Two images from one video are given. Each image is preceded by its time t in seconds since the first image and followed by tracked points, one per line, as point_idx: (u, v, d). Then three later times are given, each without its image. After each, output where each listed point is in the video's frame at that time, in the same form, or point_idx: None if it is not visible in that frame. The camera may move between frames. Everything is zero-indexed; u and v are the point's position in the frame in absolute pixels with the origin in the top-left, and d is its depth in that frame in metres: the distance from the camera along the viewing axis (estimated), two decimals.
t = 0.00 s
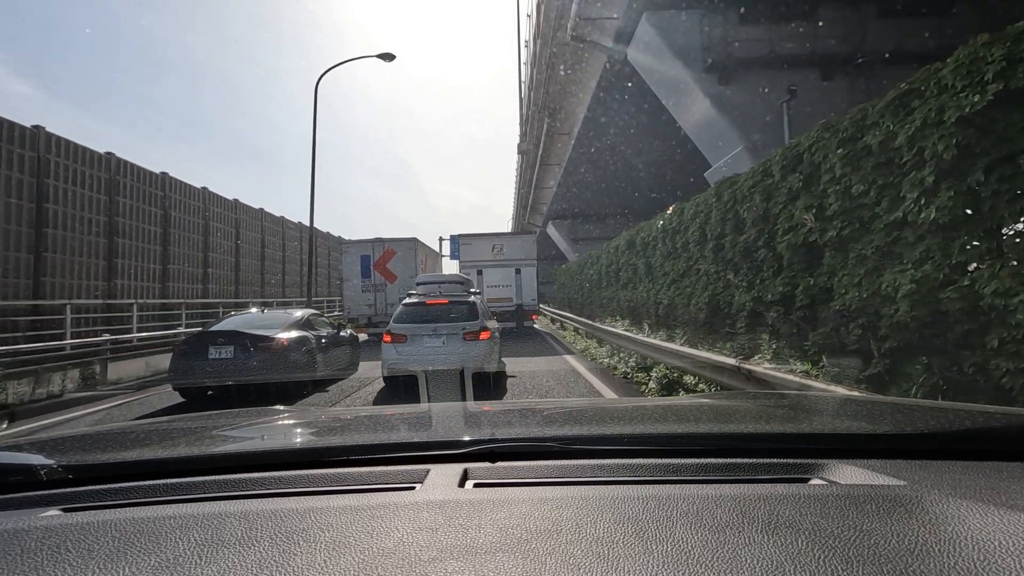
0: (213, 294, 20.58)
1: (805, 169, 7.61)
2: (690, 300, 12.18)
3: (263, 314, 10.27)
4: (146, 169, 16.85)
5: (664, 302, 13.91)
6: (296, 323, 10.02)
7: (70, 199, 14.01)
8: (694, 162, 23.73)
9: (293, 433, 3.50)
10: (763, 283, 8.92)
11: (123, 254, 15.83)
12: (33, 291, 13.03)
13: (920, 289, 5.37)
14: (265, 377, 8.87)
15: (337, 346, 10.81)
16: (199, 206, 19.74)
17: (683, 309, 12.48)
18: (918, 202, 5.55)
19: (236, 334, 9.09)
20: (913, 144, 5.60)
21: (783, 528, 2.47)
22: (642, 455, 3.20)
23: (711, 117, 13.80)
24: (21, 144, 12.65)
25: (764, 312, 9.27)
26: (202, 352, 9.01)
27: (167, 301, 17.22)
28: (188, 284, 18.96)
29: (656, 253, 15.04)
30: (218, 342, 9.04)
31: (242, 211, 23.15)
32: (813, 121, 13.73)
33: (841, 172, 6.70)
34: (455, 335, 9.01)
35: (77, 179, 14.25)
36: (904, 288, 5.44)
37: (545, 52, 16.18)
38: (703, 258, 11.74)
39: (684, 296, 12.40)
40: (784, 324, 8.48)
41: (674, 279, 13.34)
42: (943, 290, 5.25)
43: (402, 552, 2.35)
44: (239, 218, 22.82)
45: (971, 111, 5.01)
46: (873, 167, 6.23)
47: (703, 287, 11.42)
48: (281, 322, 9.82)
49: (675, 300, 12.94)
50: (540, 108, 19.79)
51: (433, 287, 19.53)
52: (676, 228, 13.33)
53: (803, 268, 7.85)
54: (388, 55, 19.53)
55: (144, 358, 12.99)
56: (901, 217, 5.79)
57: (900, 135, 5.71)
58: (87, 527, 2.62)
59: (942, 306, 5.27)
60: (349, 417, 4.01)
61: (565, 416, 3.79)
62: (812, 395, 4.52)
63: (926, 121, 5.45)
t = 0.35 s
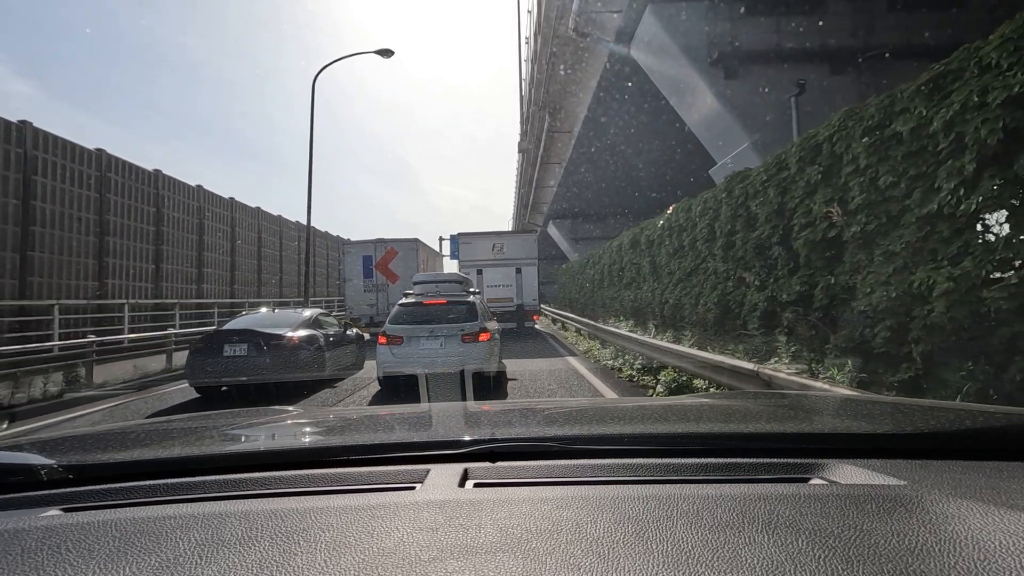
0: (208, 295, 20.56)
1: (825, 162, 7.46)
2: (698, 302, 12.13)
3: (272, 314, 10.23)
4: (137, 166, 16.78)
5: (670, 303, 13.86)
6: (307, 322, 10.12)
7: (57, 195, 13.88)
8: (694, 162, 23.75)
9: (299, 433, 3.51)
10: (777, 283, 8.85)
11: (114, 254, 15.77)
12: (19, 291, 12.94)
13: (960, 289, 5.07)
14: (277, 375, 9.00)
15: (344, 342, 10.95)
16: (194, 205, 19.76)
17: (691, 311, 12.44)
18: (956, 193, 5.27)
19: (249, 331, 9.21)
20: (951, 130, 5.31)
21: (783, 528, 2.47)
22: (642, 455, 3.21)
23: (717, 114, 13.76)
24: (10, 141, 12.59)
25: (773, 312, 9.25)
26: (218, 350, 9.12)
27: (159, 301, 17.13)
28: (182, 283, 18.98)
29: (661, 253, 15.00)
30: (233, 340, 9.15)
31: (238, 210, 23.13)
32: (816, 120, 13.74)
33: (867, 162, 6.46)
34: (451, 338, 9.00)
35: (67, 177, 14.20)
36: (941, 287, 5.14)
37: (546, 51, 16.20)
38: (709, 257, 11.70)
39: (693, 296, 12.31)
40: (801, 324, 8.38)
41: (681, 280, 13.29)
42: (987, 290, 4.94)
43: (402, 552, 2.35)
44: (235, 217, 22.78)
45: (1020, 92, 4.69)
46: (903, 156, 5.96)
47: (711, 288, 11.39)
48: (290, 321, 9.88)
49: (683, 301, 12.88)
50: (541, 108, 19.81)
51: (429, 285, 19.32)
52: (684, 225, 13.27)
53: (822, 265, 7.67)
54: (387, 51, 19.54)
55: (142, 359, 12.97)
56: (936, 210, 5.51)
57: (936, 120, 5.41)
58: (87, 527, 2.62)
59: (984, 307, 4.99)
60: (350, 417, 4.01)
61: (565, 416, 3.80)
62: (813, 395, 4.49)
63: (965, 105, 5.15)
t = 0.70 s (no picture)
0: (205, 294, 20.56)
1: (838, 156, 7.46)
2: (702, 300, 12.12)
3: (283, 313, 10.48)
4: (132, 164, 16.76)
5: (674, 303, 13.85)
6: (317, 321, 10.37)
7: (48, 194, 13.82)
8: (695, 161, 23.73)
9: (306, 431, 3.53)
10: (788, 282, 8.83)
11: (109, 252, 15.76)
12: (10, 291, 12.90)
13: (987, 288, 5.06)
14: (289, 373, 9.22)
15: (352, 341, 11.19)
16: (191, 203, 19.76)
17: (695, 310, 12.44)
18: (983, 186, 5.24)
19: (264, 329, 9.43)
20: (977, 120, 5.28)
21: (784, 528, 2.46)
22: (643, 454, 3.20)
23: (722, 112, 13.72)
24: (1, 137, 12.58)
25: (783, 312, 9.24)
26: (233, 347, 9.33)
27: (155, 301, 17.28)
28: (179, 282, 18.97)
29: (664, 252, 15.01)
30: (248, 338, 9.37)
31: (236, 209, 23.15)
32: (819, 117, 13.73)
33: (884, 156, 6.43)
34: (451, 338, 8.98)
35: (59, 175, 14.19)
36: (967, 286, 5.15)
37: (546, 50, 16.23)
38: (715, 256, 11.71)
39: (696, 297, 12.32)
40: (815, 324, 8.39)
41: (686, 280, 13.29)
42: (1016, 289, 4.93)
43: (403, 551, 2.35)
44: (233, 216, 22.78)
45: None
46: (923, 149, 5.94)
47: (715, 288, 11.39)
48: (301, 320, 10.14)
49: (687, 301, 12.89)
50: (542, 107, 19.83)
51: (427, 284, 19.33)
52: (689, 223, 13.25)
53: (834, 263, 7.68)
54: (385, 49, 19.53)
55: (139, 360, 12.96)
56: (959, 205, 5.50)
57: (960, 110, 5.37)
58: (87, 527, 2.62)
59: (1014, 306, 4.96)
60: (351, 417, 4.00)
61: (566, 415, 3.80)
62: (813, 395, 4.45)
63: (992, 94, 5.11)
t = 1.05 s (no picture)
0: (205, 293, 20.58)
1: (845, 153, 7.46)
2: (705, 299, 12.10)
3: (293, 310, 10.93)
4: (131, 163, 16.77)
5: (676, 304, 13.82)
6: (328, 319, 10.90)
7: (47, 192, 13.83)
8: (695, 159, 23.71)
9: (308, 430, 3.53)
10: (791, 281, 8.82)
11: (107, 251, 15.76)
12: (9, 290, 12.91)
13: (999, 286, 5.05)
14: (303, 370, 9.72)
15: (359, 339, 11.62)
16: (190, 202, 19.76)
17: (699, 309, 12.42)
18: (995, 183, 5.24)
19: (279, 326, 9.88)
20: (989, 115, 5.26)
21: (785, 527, 2.46)
22: (643, 454, 3.20)
23: (723, 110, 13.69)
24: None
25: (786, 311, 9.24)
26: (249, 344, 9.77)
27: (154, 300, 17.32)
28: (178, 281, 18.98)
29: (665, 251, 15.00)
30: (264, 335, 9.82)
31: (235, 208, 23.16)
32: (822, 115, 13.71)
33: (892, 152, 6.42)
34: (451, 338, 8.97)
35: (58, 173, 14.19)
36: (978, 285, 5.14)
37: (546, 48, 16.23)
38: (716, 254, 11.69)
39: (699, 296, 12.30)
40: (819, 324, 8.40)
41: (688, 279, 13.26)
42: None
43: (404, 549, 2.35)
44: (232, 215, 22.80)
45: None
46: (932, 146, 5.91)
47: (718, 286, 11.38)
48: (313, 317, 10.63)
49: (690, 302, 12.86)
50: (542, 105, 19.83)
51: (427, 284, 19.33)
52: (691, 222, 13.24)
53: (840, 262, 7.66)
54: (385, 47, 19.53)
55: (139, 359, 12.96)
56: (969, 202, 5.49)
57: (971, 106, 5.36)
58: (89, 525, 2.62)
59: None
60: (351, 416, 4.00)
61: (566, 414, 3.79)
62: (813, 394, 4.43)
63: (1005, 88, 5.10)
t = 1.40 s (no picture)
0: (205, 292, 20.57)
1: (845, 152, 7.47)
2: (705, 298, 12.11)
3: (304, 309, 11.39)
4: (132, 163, 16.77)
5: (677, 303, 13.82)
6: (338, 317, 11.41)
7: (47, 191, 13.82)
8: (696, 157, 23.71)
9: (308, 428, 3.54)
10: (792, 280, 8.83)
11: (108, 250, 15.76)
12: (9, 290, 12.90)
13: (1000, 285, 5.05)
14: (318, 365, 10.17)
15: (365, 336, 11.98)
16: (190, 201, 19.76)
17: (699, 308, 12.42)
18: (995, 182, 5.24)
19: (293, 323, 10.34)
20: (989, 114, 5.27)
21: (785, 525, 2.46)
22: (643, 451, 3.21)
23: (724, 109, 13.69)
24: None
25: (787, 309, 9.24)
26: (264, 341, 10.21)
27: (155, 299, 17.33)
28: (179, 280, 18.97)
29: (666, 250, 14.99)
30: (279, 332, 10.27)
31: (236, 207, 23.15)
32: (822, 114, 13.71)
33: (893, 151, 6.42)
34: (451, 337, 8.97)
35: (58, 172, 14.17)
36: (979, 284, 5.14)
37: (547, 47, 16.23)
38: (717, 252, 11.69)
39: (699, 295, 12.31)
40: (820, 323, 8.40)
41: (689, 278, 13.26)
42: None
43: (405, 547, 2.36)
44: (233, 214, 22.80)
45: None
46: (933, 145, 5.90)
47: (719, 285, 11.38)
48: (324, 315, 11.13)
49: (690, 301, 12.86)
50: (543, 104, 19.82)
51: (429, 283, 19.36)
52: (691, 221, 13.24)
53: (841, 260, 7.66)
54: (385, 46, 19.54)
55: (140, 358, 12.96)
56: (969, 201, 5.49)
57: (972, 105, 5.36)
58: (91, 523, 2.63)
59: None
60: (352, 413, 4.00)
61: (567, 412, 3.79)
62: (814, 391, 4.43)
63: (1006, 88, 5.09)
